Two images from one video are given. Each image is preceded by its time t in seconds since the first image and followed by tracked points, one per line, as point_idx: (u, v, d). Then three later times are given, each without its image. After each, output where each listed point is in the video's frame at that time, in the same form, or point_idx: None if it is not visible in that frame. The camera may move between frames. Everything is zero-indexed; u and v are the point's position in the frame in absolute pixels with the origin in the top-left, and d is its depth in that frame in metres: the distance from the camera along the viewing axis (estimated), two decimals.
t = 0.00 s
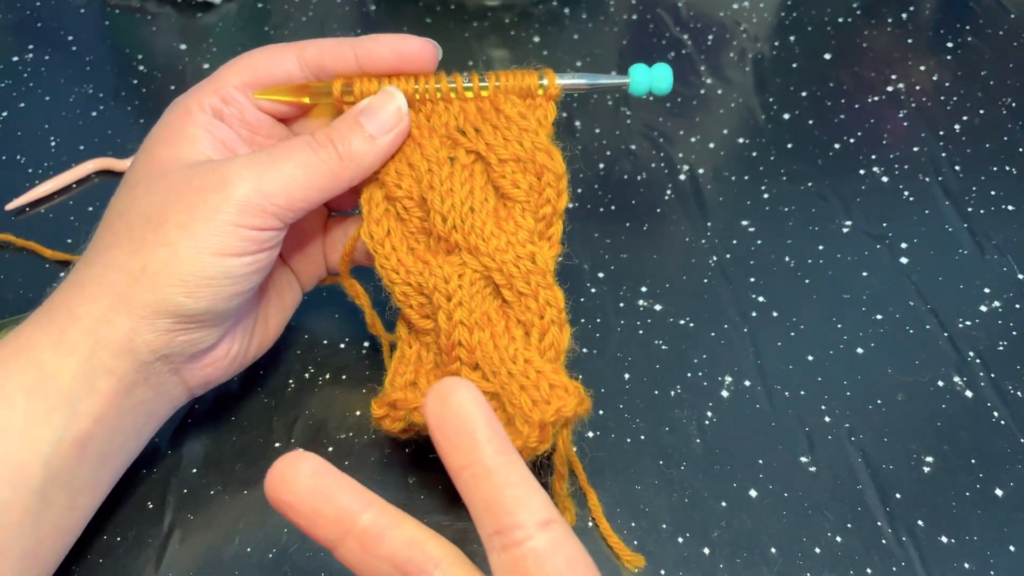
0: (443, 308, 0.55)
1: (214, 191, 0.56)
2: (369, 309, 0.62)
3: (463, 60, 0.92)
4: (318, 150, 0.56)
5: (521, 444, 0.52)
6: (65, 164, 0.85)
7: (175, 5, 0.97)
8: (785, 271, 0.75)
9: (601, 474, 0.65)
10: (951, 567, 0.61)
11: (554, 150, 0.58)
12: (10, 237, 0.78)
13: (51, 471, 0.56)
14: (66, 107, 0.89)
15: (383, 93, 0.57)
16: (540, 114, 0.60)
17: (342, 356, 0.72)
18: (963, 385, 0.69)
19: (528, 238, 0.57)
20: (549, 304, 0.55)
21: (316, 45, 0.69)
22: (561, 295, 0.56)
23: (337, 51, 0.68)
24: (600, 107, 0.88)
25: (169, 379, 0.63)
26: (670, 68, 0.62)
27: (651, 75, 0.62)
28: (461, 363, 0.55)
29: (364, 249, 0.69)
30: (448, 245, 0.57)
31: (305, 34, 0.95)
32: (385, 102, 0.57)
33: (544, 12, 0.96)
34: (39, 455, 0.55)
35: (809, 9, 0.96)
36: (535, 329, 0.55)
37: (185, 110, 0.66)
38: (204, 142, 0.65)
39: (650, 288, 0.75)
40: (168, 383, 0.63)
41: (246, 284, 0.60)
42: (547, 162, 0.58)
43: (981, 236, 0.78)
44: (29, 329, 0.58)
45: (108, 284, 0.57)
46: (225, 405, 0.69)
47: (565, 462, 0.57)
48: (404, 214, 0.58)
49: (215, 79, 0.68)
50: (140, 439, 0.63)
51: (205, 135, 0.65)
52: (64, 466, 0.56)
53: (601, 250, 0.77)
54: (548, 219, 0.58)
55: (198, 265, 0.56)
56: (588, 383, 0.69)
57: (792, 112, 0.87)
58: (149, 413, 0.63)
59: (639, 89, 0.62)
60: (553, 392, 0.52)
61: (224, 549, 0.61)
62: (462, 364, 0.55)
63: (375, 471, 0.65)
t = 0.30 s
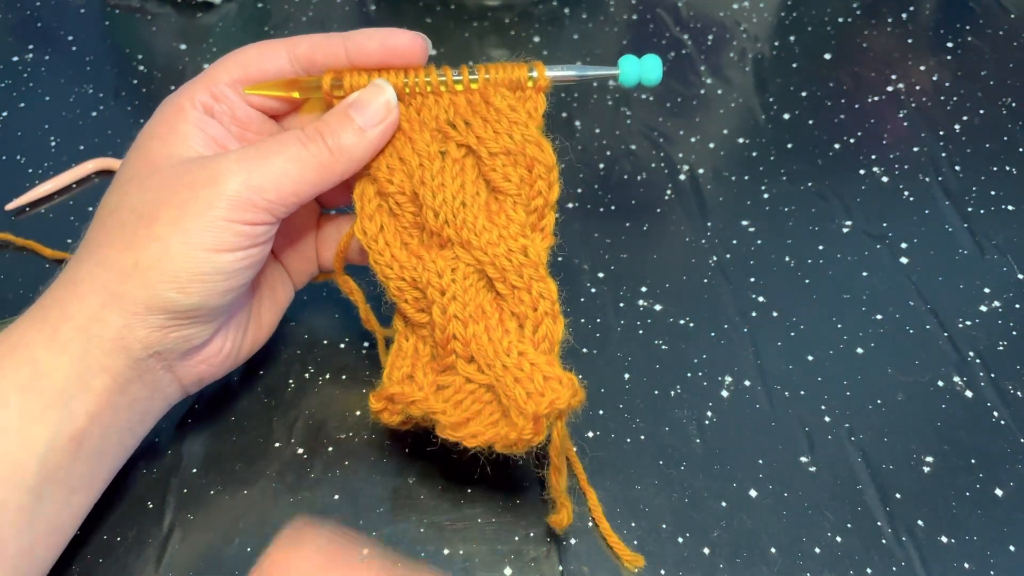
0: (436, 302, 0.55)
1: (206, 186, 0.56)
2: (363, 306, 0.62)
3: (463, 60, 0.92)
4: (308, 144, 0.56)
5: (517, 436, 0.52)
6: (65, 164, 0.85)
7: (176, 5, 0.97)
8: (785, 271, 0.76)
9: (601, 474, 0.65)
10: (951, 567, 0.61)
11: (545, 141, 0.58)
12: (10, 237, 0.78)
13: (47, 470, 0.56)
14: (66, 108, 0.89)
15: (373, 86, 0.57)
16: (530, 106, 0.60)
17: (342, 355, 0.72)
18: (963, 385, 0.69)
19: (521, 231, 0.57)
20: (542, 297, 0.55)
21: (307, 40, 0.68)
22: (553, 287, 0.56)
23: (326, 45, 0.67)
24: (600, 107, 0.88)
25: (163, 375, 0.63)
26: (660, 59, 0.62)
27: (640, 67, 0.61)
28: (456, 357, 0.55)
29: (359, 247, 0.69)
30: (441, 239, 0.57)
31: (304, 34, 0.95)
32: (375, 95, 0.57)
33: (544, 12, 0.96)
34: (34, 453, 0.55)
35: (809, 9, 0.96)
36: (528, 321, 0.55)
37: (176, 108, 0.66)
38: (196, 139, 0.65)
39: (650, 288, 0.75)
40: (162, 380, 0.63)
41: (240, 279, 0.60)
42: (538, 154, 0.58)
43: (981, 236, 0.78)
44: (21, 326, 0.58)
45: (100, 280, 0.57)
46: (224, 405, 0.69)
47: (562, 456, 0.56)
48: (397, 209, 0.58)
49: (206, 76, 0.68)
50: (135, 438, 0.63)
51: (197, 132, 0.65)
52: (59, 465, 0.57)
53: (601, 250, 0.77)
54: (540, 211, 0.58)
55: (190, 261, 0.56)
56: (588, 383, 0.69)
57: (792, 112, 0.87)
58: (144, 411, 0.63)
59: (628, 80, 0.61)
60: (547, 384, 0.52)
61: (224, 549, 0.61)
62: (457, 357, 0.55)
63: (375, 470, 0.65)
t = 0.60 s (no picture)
0: (435, 308, 0.56)
1: (206, 188, 0.56)
2: (364, 309, 0.62)
3: (463, 60, 0.92)
4: (309, 148, 0.57)
5: (511, 444, 0.51)
6: (65, 164, 0.85)
7: (175, 5, 0.97)
8: (785, 271, 0.76)
9: (601, 473, 0.65)
10: (951, 567, 0.61)
11: (545, 150, 0.58)
12: (9, 236, 0.78)
13: (45, 470, 0.56)
14: (66, 108, 0.89)
15: (375, 91, 0.57)
16: (532, 114, 0.60)
17: (342, 355, 0.72)
18: (963, 385, 0.69)
19: (520, 239, 0.57)
20: (540, 305, 0.55)
21: (309, 44, 0.68)
22: (552, 296, 0.55)
23: (329, 49, 0.68)
24: (600, 107, 0.88)
25: (160, 376, 0.63)
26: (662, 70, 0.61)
27: (642, 77, 0.61)
28: (453, 363, 0.55)
29: (359, 251, 0.70)
30: (440, 245, 0.57)
31: (305, 34, 0.95)
32: (377, 100, 0.57)
33: (544, 12, 0.96)
34: (32, 454, 0.55)
35: (809, 9, 0.96)
36: (526, 328, 0.55)
37: (179, 109, 0.66)
38: (197, 140, 0.65)
39: (650, 288, 0.75)
40: (160, 381, 0.63)
41: (238, 281, 0.60)
42: (538, 162, 0.57)
43: (981, 236, 0.78)
44: (20, 325, 0.58)
45: (99, 280, 0.57)
46: (224, 405, 0.69)
47: (556, 465, 0.56)
48: (397, 214, 0.58)
49: (208, 78, 0.68)
50: (132, 437, 0.63)
51: (199, 133, 0.65)
52: (58, 464, 0.57)
53: (601, 250, 0.77)
54: (540, 219, 0.58)
55: (188, 262, 0.56)
56: (588, 382, 0.69)
57: (792, 112, 0.87)
58: (142, 412, 0.63)
59: (630, 91, 0.61)
60: (542, 392, 0.52)
61: (224, 549, 0.61)
62: (455, 363, 0.55)
63: (374, 470, 0.65)
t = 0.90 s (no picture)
0: (434, 321, 0.56)
1: (205, 191, 0.56)
2: (363, 313, 0.64)
3: (463, 60, 0.92)
4: (313, 154, 0.56)
5: (503, 464, 0.51)
6: (65, 164, 0.85)
7: (175, 5, 0.97)
8: (785, 271, 0.76)
9: (600, 473, 0.65)
10: (951, 567, 0.61)
11: (551, 168, 0.58)
12: (9, 237, 0.78)
13: (42, 470, 0.56)
14: (66, 108, 0.89)
15: (382, 100, 0.57)
16: (539, 131, 0.60)
17: (342, 355, 0.72)
18: (963, 385, 0.69)
19: (521, 256, 0.57)
20: (539, 323, 0.55)
21: (319, 51, 0.69)
22: (552, 315, 0.56)
23: (338, 57, 0.69)
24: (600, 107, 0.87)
25: (156, 377, 0.63)
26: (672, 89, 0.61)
27: (651, 96, 0.61)
28: (451, 377, 0.56)
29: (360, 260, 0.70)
30: (441, 259, 0.58)
31: (305, 35, 0.95)
32: (383, 109, 0.57)
33: (544, 12, 0.96)
34: (29, 453, 0.55)
35: (809, 9, 0.96)
36: (524, 346, 0.55)
37: (185, 110, 0.66)
38: (202, 142, 0.65)
39: (650, 288, 0.75)
40: (157, 382, 0.64)
41: (235, 285, 0.60)
42: (543, 179, 0.57)
43: (980, 236, 0.78)
44: (20, 324, 0.58)
45: (96, 280, 0.57)
46: (224, 405, 0.69)
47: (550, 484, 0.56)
48: (399, 225, 0.58)
49: (217, 80, 0.69)
50: (129, 438, 0.63)
51: (204, 135, 0.65)
52: (54, 464, 0.57)
53: (601, 250, 0.77)
54: (543, 236, 0.58)
55: (185, 266, 0.56)
56: (588, 382, 0.69)
57: (792, 112, 0.87)
58: (139, 412, 0.63)
59: (639, 110, 0.61)
60: (537, 412, 0.52)
61: (224, 549, 0.61)
62: (452, 378, 0.55)
63: (374, 471, 0.65)
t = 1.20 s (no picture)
0: (436, 327, 0.56)
1: (207, 192, 0.56)
2: (366, 317, 0.63)
3: (463, 61, 0.92)
4: (316, 157, 0.56)
5: (502, 473, 0.52)
6: (65, 164, 0.85)
7: (175, 5, 0.97)
8: (785, 271, 0.76)
9: (600, 474, 0.65)
10: (951, 567, 0.61)
11: (557, 174, 0.58)
12: (9, 236, 0.78)
13: (40, 469, 0.56)
14: (66, 108, 0.89)
15: (389, 104, 0.58)
16: (546, 136, 0.60)
17: (342, 356, 0.72)
18: (962, 385, 0.69)
19: (525, 262, 0.57)
20: (542, 331, 0.55)
21: (326, 52, 0.69)
22: (555, 323, 0.56)
23: (344, 58, 0.69)
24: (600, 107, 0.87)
25: (156, 378, 0.63)
26: (682, 98, 0.62)
27: (660, 103, 0.61)
28: (452, 383, 0.56)
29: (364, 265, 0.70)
30: (445, 264, 0.58)
31: (305, 35, 0.95)
32: (390, 113, 0.57)
33: (544, 12, 0.96)
34: (28, 450, 0.55)
35: (809, 9, 0.96)
36: (527, 354, 0.55)
37: (191, 111, 0.66)
38: (206, 142, 0.65)
39: (650, 288, 0.75)
40: (157, 383, 0.64)
41: (235, 287, 0.60)
42: (549, 186, 0.57)
43: (980, 236, 0.78)
44: (22, 323, 0.58)
45: (96, 280, 0.57)
46: (224, 405, 0.69)
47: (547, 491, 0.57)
48: (403, 229, 0.58)
49: (224, 81, 0.69)
50: (130, 438, 0.63)
51: (208, 135, 0.65)
52: (53, 464, 0.57)
53: (601, 250, 0.77)
54: (548, 243, 0.58)
55: (185, 267, 0.56)
56: (588, 382, 0.69)
57: (792, 112, 0.87)
58: (139, 412, 0.63)
59: (648, 118, 0.61)
60: (538, 422, 0.52)
61: (224, 549, 0.61)
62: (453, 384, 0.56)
63: (375, 471, 0.65)
